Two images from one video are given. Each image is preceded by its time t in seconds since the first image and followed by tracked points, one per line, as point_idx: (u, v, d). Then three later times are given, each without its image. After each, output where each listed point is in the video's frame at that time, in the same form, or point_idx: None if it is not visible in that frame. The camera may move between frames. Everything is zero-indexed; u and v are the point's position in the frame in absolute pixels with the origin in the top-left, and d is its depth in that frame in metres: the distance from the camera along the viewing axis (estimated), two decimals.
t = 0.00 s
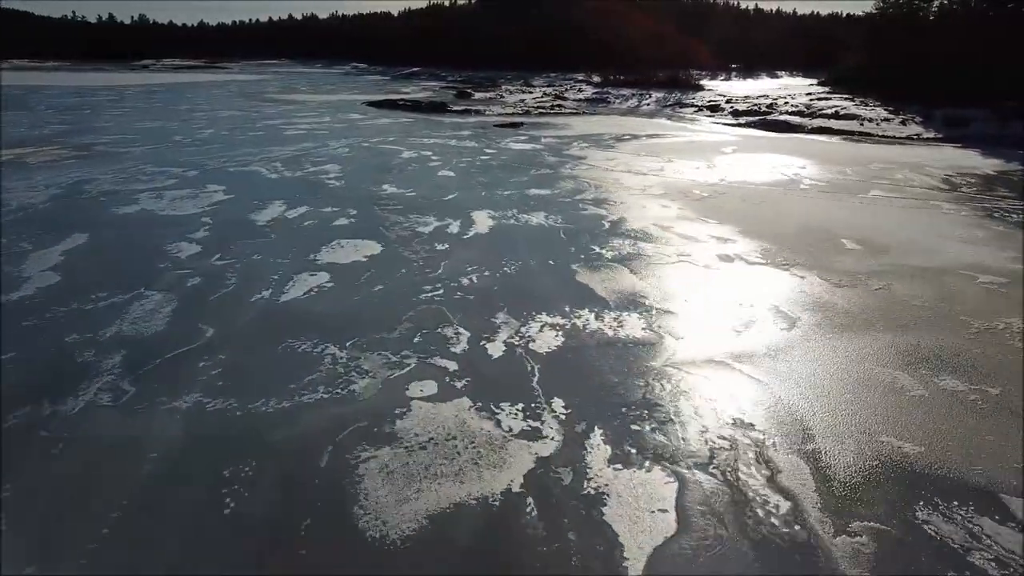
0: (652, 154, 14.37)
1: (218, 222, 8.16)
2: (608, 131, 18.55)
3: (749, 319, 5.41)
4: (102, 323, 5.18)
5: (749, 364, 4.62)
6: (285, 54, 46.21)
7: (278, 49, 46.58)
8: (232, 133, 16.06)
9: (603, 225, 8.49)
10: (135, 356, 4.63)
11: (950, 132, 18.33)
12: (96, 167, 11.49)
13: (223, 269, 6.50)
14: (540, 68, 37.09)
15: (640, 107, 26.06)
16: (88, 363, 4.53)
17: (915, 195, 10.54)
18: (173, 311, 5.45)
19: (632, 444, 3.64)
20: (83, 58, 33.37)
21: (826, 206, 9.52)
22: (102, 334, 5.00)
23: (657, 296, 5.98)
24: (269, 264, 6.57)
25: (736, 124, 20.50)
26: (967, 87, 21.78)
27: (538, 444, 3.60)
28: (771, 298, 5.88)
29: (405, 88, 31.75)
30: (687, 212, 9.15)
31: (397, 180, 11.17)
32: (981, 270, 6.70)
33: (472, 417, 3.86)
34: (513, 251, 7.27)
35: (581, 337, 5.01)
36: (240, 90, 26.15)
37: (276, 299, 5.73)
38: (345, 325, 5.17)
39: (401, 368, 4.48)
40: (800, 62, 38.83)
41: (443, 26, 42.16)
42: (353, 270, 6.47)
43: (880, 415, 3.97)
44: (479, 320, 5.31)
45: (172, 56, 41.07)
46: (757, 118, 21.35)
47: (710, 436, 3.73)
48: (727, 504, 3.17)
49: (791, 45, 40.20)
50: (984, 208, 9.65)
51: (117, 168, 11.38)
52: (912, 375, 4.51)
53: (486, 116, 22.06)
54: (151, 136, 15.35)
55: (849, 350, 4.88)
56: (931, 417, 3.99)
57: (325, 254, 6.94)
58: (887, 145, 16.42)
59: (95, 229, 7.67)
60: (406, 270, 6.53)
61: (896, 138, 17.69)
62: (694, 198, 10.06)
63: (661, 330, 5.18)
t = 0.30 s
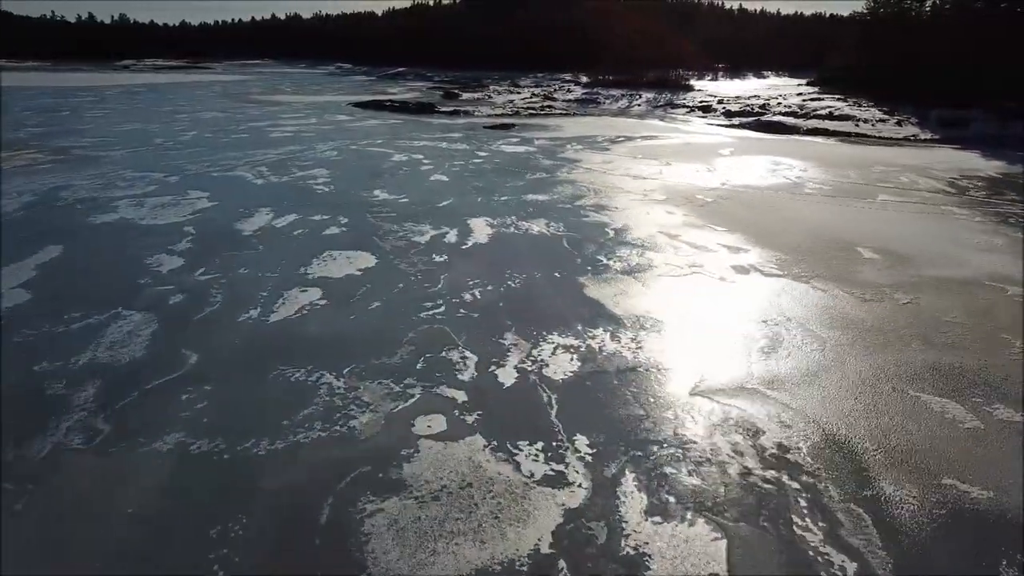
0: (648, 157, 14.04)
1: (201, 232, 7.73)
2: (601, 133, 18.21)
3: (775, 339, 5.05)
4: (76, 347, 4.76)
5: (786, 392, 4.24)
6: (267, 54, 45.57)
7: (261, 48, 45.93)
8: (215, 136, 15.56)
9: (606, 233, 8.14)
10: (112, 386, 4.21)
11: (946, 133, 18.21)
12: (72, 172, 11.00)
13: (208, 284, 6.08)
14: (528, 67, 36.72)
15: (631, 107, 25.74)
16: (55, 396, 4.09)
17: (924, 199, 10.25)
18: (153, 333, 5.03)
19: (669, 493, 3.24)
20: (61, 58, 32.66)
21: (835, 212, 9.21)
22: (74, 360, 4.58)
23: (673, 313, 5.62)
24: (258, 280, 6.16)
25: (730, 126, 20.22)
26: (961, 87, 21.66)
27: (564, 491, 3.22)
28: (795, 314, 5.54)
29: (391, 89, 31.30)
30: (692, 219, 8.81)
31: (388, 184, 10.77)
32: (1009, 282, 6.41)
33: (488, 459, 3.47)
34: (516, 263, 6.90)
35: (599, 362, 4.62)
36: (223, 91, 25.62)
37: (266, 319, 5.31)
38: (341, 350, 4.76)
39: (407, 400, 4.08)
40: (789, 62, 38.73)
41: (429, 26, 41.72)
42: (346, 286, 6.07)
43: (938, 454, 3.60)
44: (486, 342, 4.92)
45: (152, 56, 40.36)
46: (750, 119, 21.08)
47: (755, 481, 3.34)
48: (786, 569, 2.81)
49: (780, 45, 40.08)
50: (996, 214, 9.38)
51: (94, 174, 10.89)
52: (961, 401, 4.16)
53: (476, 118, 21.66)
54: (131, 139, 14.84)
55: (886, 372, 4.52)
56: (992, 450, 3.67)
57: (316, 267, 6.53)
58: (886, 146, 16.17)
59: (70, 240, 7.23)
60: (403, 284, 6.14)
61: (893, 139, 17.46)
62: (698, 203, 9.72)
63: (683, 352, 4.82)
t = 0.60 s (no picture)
0: (645, 160, 13.68)
1: (183, 243, 7.29)
2: (595, 134, 17.86)
3: (810, 362, 4.66)
4: (47, 377, 4.33)
5: (832, 426, 3.88)
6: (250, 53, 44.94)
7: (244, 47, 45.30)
8: (197, 139, 15.08)
9: (611, 242, 7.78)
10: (86, 424, 3.80)
11: (943, 135, 18.01)
12: (47, 178, 10.51)
13: (191, 302, 5.65)
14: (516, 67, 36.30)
15: (622, 108, 25.39)
16: (21, 437, 3.67)
17: (933, 204, 9.97)
18: (133, 359, 4.60)
19: (720, 553, 2.88)
20: (39, 57, 31.95)
21: (846, 218, 8.90)
22: (44, 393, 4.13)
23: (695, 333, 5.23)
24: (246, 297, 5.74)
25: (724, 127, 19.93)
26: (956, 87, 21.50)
27: (602, 551, 2.86)
28: (827, 333, 5.16)
29: (377, 90, 30.83)
30: (699, 226, 8.43)
31: (379, 189, 10.34)
32: None
33: (512, 512, 3.09)
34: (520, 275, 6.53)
35: (621, 391, 4.23)
36: (205, 91, 25.08)
37: (254, 342, 4.90)
38: (338, 380, 4.34)
39: (416, 439, 3.67)
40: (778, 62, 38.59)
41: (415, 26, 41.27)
42: (341, 305, 5.63)
43: (1009, 502, 3.26)
44: (497, 367, 4.51)
45: (133, 56, 39.65)
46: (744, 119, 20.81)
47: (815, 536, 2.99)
48: None
49: (768, 46, 39.91)
50: (1010, 219, 9.10)
51: (70, 179, 10.40)
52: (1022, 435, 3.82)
53: (465, 119, 21.27)
54: (110, 142, 14.33)
55: (933, 400, 4.18)
56: None
57: (308, 284, 6.09)
58: (885, 147, 15.92)
59: (43, 254, 6.75)
60: (402, 303, 5.71)
61: (890, 141, 17.23)
62: (703, 209, 9.35)
63: (711, 377, 4.45)
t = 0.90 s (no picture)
0: (645, 162, 13.33)
1: (169, 255, 6.87)
2: (590, 136, 17.51)
3: (853, 387, 4.30)
4: (18, 413, 3.92)
5: (889, 465, 3.53)
6: (235, 53, 44.32)
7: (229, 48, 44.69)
8: (182, 141, 14.61)
9: (621, 251, 7.42)
10: (61, 471, 3.39)
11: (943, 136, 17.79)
12: (25, 183, 10.03)
13: (178, 322, 5.24)
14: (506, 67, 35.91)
15: (615, 109, 25.06)
16: None
17: (947, 208, 9.69)
18: (112, 390, 4.19)
19: None
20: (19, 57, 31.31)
21: (860, 224, 8.59)
22: (14, 432, 3.73)
23: (724, 353, 4.87)
24: (237, 317, 5.33)
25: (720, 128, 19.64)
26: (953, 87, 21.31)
27: None
28: (866, 353, 4.80)
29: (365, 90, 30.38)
30: (711, 234, 8.08)
31: (374, 195, 9.93)
32: None
33: None
34: (529, 289, 6.15)
35: (653, 423, 3.86)
36: (190, 92, 24.57)
37: (248, 369, 4.49)
38: (339, 414, 3.95)
39: (432, 486, 3.30)
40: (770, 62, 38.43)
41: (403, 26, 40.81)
42: (339, 324, 5.24)
43: None
44: (515, 396, 4.13)
45: (116, 56, 38.99)
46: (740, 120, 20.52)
47: None
48: None
49: (760, 46, 39.69)
50: None
51: (49, 185, 9.93)
52: None
53: (457, 120, 20.90)
54: (91, 146, 13.85)
55: (998, 432, 3.83)
56: None
57: (303, 301, 5.69)
58: (886, 149, 15.68)
59: (17, 268, 6.32)
60: (405, 322, 5.32)
61: (891, 142, 16.98)
62: (712, 215, 8.99)
63: (748, 406, 4.09)
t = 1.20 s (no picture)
0: (646, 165, 12.98)
1: (154, 268, 6.45)
2: (587, 138, 17.15)
3: (908, 418, 3.94)
4: None
5: (963, 512, 3.17)
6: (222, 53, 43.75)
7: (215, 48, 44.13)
8: (168, 144, 14.17)
9: (633, 261, 7.06)
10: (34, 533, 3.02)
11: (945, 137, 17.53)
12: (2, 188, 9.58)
13: (165, 347, 4.84)
14: (497, 68, 35.52)
15: (609, 109, 24.71)
16: None
17: (964, 212, 9.38)
18: (91, 427, 3.80)
19: None
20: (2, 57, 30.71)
21: (878, 231, 8.26)
22: None
23: (761, 377, 4.49)
24: (230, 339, 4.94)
25: (718, 129, 19.33)
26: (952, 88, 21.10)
27: None
28: (914, 378, 4.44)
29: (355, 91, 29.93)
30: (725, 242, 7.72)
31: (369, 201, 9.54)
32: None
33: None
34: (544, 304, 5.79)
35: (696, 464, 3.49)
36: (177, 93, 24.07)
37: (242, 401, 4.10)
38: (345, 454, 3.56)
39: (456, 544, 2.94)
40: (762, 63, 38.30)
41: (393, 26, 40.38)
42: (340, 347, 4.83)
43: None
44: (539, 431, 3.74)
45: (100, 56, 38.41)
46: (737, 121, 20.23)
47: None
48: None
49: (752, 47, 39.56)
50: None
51: (29, 192, 9.48)
52: None
53: (450, 121, 20.52)
54: (74, 149, 13.38)
55: None
56: None
57: (299, 321, 5.28)
58: (890, 151, 15.40)
59: None
60: (412, 344, 4.91)
61: (893, 143, 16.71)
62: (724, 222, 8.64)
63: (796, 440, 3.72)
